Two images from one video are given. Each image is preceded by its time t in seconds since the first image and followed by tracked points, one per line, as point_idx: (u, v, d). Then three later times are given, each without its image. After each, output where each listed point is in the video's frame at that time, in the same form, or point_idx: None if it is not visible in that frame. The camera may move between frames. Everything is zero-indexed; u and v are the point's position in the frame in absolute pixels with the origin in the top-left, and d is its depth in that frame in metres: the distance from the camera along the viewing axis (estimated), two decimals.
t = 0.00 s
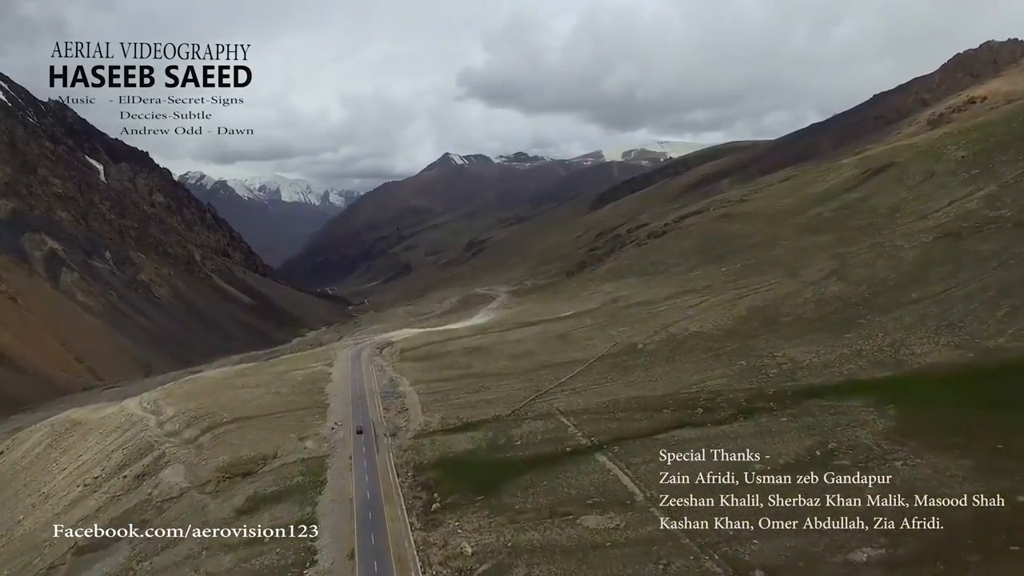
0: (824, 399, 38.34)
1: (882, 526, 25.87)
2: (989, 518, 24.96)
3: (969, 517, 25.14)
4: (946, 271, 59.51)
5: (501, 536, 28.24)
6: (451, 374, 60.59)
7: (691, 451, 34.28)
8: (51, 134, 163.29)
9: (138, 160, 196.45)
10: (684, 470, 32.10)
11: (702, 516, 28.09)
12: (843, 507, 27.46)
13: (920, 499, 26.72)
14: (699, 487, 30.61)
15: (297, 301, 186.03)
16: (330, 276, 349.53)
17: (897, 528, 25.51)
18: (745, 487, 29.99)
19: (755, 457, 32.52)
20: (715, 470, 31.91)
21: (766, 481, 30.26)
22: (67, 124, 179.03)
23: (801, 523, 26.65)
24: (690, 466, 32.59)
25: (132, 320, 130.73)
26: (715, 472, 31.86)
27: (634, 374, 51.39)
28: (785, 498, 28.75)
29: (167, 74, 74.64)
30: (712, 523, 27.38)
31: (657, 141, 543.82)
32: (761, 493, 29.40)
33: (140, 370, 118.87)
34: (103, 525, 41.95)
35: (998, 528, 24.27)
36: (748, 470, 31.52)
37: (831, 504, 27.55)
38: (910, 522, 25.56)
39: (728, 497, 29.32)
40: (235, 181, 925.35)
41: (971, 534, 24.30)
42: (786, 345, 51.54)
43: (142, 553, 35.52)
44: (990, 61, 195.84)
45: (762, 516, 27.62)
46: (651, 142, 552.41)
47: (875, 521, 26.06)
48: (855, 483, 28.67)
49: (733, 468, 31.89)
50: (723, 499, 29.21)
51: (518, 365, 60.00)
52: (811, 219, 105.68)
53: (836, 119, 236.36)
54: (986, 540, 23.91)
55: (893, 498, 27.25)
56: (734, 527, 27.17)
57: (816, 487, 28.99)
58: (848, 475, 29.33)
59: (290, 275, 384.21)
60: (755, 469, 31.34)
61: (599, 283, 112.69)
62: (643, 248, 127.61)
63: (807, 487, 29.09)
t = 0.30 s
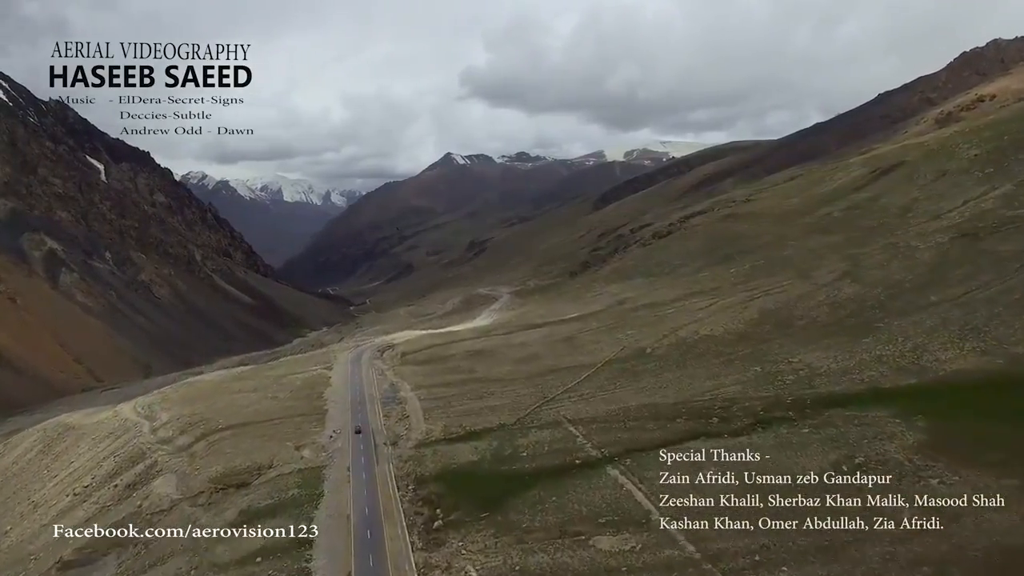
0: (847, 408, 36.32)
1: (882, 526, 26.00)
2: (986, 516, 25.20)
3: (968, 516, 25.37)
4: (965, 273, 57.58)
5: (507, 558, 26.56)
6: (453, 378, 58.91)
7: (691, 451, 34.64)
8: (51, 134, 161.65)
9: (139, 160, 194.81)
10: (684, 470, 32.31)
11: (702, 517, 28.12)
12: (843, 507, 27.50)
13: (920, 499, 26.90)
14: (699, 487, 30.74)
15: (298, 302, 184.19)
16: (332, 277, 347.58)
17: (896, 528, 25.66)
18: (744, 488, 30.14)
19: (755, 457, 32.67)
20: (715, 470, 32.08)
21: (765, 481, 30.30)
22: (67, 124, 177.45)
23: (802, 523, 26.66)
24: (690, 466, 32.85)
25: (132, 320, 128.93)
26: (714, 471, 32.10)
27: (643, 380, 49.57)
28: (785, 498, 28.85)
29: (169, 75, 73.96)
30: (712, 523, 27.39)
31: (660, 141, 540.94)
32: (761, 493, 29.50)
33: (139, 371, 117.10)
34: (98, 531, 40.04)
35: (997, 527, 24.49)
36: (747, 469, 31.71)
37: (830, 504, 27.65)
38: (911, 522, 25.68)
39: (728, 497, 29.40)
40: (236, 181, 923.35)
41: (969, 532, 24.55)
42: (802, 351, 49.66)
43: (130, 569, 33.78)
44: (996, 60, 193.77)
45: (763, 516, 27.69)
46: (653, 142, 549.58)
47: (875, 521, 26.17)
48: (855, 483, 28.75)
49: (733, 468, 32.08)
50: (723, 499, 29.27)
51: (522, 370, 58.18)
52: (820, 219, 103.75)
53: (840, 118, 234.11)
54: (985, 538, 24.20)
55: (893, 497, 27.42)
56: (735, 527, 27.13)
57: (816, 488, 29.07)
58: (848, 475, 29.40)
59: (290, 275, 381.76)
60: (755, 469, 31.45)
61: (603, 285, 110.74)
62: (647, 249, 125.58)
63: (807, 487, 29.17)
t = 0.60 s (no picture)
0: (871, 418, 34.31)
1: (882, 526, 25.50)
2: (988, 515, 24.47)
3: (966, 514, 24.76)
4: (985, 274, 55.60)
5: None
6: (454, 384, 57.24)
7: (690, 451, 35.03)
8: (51, 133, 160.16)
9: (140, 160, 193.38)
10: (684, 470, 32.68)
11: (702, 516, 28.15)
12: (843, 507, 27.32)
13: (920, 499, 26.39)
14: (698, 487, 30.95)
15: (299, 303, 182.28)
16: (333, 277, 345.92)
17: (896, 528, 25.14)
18: (743, 487, 30.25)
19: (755, 457, 32.92)
20: (715, 470, 32.25)
21: (766, 481, 30.36)
22: (68, 123, 176.10)
23: (802, 523, 26.51)
24: (690, 466, 33.25)
25: (131, 321, 127.04)
26: (714, 471, 32.33)
27: (653, 388, 47.84)
28: (786, 498, 28.80)
29: (171, 76, 73.59)
30: (712, 523, 27.39)
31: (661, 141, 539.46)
32: (762, 493, 29.48)
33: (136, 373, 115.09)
34: (81, 547, 37.91)
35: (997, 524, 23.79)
36: (746, 469, 31.90)
37: (830, 504, 27.46)
38: (911, 522, 25.15)
39: (728, 497, 29.45)
40: (237, 181, 922.84)
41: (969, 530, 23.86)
42: (820, 357, 47.76)
43: None
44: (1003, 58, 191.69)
45: (762, 516, 27.60)
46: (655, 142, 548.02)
47: (875, 521, 25.72)
48: (855, 483, 28.61)
49: (732, 467, 32.33)
50: (723, 500, 29.33)
51: (526, 376, 56.53)
52: (828, 219, 102.00)
53: (845, 118, 232.10)
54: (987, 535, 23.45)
55: (893, 498, 26.99)
56: (735, 527, 27.12)
57: (817, 487, 29.02)
58: (849, 475, 29.27)
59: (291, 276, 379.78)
60: (754, 469, 31.55)
61: (607, 286, 109.06)
62: (652, 249, 123.84)
63: (808, 488, 29.08)
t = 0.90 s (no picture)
0: (894, 429, 32.59)
1: (882, 526, 25.90)
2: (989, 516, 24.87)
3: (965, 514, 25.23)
4: (1003, 275, 53.92)
5: None
6: (456, 388, 55.50)
7: (690, 451, 35.28)
8: (49, 132, 158.35)
9: (138, 159, 191.60)
10: (684, 470, 32.82)
11: (702, 516, 28.28)
12: (842, 507, 27.60)
13: (920, 499, 26.83)
14: (699, 487, 31.08)
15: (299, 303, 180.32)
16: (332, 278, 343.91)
17: (896, 528, 25.55)
18: (742, 486, 30.36)
19: (755, 457, 33.19)
20: (716, 470, 32.38)
21: (767, 481, 30.44)
22: (66, 123, 174.26)
23: (802, 523, 26.77)
24: (689, 466, 33.51)
25: (128, 322, 125.16)
26: (714, 471, 32.55)
27: (662, 394, 46.13)
28: (786, 498, 28.92)
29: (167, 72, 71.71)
30: (712, 523, 27.51)
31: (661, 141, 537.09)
32: (762, 493, 29.55)
33: (134, 374, 113.33)
34: (63, 564, 35.92)
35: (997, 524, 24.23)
36: (747, 468, 32.08)
37: (831, 504, 27.68)
38: (910, 522, 25.59)
39: (729, 497, 29.48)
40: (237, 181, 919.91)
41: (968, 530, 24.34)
42: (836, 362, 45.91)
43: None
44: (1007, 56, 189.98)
45: (762, 516, 27.73)
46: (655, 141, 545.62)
47: (875, 521, 26.11)
48: (856, 483, 28.81)
49: (733, 466, 32.55)
50: (724, 499, 29.36)
51: (530, 380, 54.77)
52: (834, 219, 100.43)
53: (847, 117, 230.20)
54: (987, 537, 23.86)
55: (894, 498, 27.36)
56: (734, 527, 27.26)
57: (816, 487, 29.17)
58: (849, 475, 29.49)
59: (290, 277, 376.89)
60: (755, 469, 31.65)
61: (610, 287, 107.40)
62: (655, 250, 122.07)
63: (808, 487, 29.25)
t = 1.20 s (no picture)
0: (922, 441, 31.01)
1: (882, 526, 25.96)
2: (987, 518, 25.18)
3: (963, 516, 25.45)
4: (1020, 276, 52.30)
5: None
6: (457, 393, 53.85)
7: (690, 451, 35.26)
8: (44, 132, 156.24)
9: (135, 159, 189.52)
10: (684, 470, 32.94)
11: (702, 516, 28.51)
12: (843, 507, 27.51)
13: (919, 499, 26.93)
14: (700, 487, 31.29)
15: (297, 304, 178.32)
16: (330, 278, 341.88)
17: (896, 528, 25.64)
18: (743, 486, 30.41)
19: (755, 457, 33.35)
20: (716, 470, 32.58)
21: (767, 481, 30.52)
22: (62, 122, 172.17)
23: (802, 523, 26.85)
24: (689, 465, 33.56)
25: (124, 323, 123.16)
26: (714, 471, 32.65)
27: (671, 402, 44.36)
28: (786, 498, 28.92)
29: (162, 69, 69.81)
30: (712, 523, 27.74)
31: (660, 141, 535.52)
32: (762, 493, 29.59)
33: (130, 376, 111.35)
34: None
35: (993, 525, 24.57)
36: (747, 469, 32.24)
37: (830, 504, 27.66)
38: (910, 522, 25.72)
39: (729, 497, 29.64)
40: (234, 181, 917.17)
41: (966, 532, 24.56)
42: (851, 368, 44.17)
43: None
44: (1009, 56, 188.48)
45: (762, 515, 27.85)
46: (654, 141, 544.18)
47: (875, 521, 26.16)
48: (856, 483, 28.83)
49: (734, 467, 32.77)
50: (724, 499, 29.52)
51: (533, 386, 53.13)
52: (839, 219, 98.96)
53: (848, 116, 228.65)
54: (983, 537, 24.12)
55: (893, 498, 27.39)
56: (735, 527, 27.43)
57: (816, 487, 29.09)
58: (849, 475, 29.55)
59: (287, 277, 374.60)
60: (754, 470, 31.85)
61: (611, 288, 105.89)
62: (657, 250, 120.46)
63: (808, 487, 29.28)
